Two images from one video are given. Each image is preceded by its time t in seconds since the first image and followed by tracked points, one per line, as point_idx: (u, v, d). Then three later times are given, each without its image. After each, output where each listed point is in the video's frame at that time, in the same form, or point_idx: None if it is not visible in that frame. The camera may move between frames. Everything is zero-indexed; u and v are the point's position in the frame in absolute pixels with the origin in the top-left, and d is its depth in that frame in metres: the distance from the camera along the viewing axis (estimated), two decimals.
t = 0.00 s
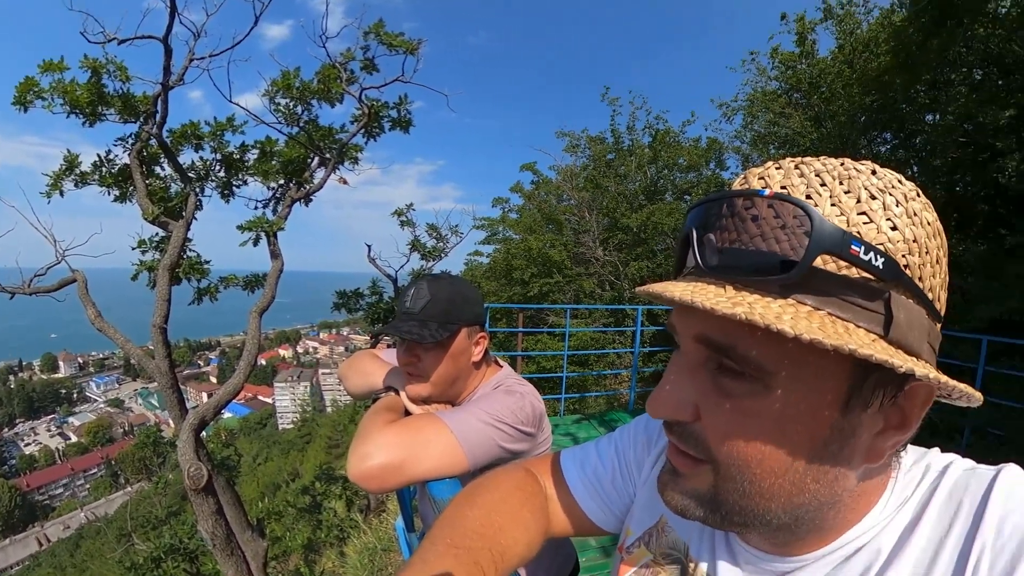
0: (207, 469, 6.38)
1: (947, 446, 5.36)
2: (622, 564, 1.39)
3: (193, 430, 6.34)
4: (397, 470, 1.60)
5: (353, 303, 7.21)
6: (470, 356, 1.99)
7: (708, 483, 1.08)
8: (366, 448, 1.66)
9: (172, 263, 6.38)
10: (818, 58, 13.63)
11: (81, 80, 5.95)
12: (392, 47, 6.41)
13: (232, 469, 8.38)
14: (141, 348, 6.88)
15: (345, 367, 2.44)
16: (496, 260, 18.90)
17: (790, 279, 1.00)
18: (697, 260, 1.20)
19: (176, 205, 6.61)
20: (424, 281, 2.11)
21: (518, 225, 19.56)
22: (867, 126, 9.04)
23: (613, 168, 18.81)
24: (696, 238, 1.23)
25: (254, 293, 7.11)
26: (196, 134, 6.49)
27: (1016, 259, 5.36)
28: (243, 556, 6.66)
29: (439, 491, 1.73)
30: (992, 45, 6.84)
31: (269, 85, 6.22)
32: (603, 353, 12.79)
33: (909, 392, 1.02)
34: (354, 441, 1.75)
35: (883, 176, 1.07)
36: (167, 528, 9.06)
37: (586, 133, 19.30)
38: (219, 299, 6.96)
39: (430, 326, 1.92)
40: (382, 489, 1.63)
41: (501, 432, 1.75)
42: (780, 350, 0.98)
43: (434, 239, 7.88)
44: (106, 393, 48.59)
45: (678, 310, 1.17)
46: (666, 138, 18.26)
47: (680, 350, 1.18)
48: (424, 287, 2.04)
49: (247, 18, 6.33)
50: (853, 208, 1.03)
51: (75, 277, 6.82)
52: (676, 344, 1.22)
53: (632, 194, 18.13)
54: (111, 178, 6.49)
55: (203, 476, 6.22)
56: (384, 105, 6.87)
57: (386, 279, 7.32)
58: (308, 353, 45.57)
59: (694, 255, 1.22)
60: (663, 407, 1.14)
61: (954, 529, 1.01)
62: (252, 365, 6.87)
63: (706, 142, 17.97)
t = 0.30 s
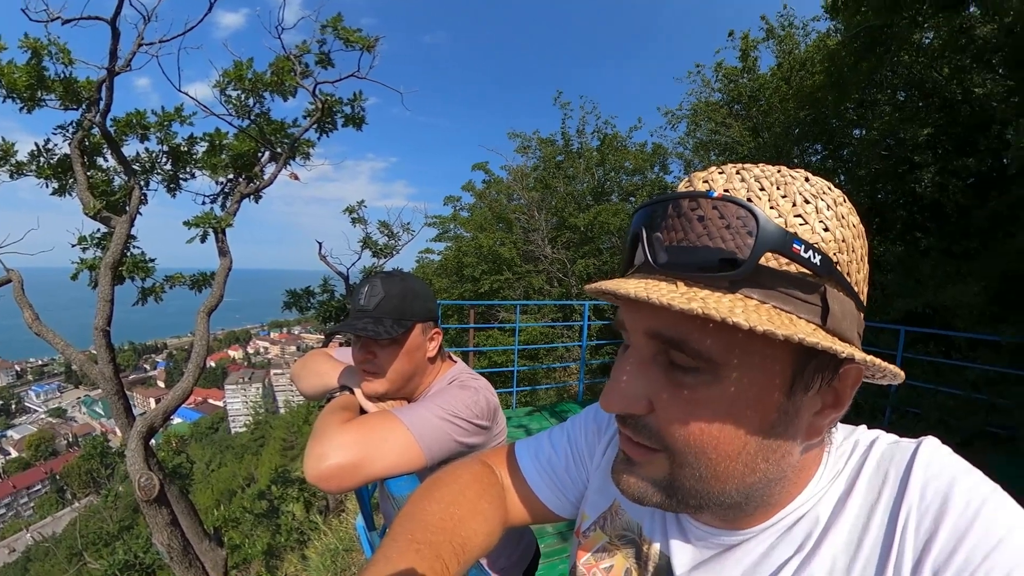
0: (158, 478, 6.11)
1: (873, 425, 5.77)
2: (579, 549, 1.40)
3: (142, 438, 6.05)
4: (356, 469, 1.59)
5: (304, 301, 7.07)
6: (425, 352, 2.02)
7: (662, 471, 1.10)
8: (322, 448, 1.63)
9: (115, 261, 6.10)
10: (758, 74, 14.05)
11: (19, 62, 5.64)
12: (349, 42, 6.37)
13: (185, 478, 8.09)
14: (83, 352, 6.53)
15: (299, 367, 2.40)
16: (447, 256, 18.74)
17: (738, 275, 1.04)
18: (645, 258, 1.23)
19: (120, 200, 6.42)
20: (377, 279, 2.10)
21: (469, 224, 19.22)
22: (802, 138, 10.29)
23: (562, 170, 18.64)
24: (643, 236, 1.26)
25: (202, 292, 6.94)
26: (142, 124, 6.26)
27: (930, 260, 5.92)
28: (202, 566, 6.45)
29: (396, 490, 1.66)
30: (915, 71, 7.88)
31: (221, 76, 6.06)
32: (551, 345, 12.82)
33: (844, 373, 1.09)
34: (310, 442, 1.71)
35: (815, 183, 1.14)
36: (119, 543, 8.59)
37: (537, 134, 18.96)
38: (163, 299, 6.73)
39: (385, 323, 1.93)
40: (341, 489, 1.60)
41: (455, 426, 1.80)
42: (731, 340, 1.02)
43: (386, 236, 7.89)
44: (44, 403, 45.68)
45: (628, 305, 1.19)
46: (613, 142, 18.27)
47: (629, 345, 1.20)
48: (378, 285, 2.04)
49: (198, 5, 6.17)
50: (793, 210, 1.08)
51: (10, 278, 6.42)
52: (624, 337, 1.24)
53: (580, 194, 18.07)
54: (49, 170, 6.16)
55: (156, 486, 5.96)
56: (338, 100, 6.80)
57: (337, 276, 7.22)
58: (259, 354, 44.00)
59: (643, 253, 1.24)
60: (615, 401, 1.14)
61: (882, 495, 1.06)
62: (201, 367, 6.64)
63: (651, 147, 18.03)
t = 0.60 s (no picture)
0: (118, 490, 5.86)
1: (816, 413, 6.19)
2: (547, 540, 1.41)
3: (99, 448, 5.80)
4: (319, 470, 1.58)
5: (265, 300, 6.93)
6: (388, 352, 2.02)
7: (631, 462, 1.11)
8: (284, 451, 1.61)
9: (65, 261, 5.85)
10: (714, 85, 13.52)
11: None
12: (314, 37, 6.34)
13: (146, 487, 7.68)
14: (32, 358, 6.22)
15: (258, 368, 2.35)
16: (409, 255, 18.49)
17: (704, 270, 1.07)
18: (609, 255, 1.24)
19: (71, 194, 6.17)
20: (340, 279, 2.09)
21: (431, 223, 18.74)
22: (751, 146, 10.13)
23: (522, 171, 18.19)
24: (606, 233, 1.27)
25: (158, 292, 6.71)
26: (97, 114, 6.07)
27: (867, 261, 6.58)
28: None
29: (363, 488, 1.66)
30: (857, 87, 8.44)
31: (181, 66, 5.92)
32: (510, 340, 12.67)
33: (797, 358, 1.14)
34: (271, 446, 1.68)
35: (767, 188, 1.20)
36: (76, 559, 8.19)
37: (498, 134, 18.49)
38: (119, 299, 6.56)
39: (348, 324, 1.92)
40: (305, 491, 1.59)
41: (418, 422, 1.81)
42: (696, 330, 1.05)
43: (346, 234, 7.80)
44: None
45: (592, 299, 1.19)
46: (573, 144, 17.91)
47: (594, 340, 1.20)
48: (341, 286, 2.02)
49: None
50: (749, 208, 1.13)
51: None
52: (589, 331, 1.24)
53: (540, 195, 17.70)
54: None
55: (116, 498, 5.71)
56: (300, 95, 6.73)
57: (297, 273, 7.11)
58: (218, 356, 42.45)
59: (607, 249, 1.25)
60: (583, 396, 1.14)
61: (829, 474, 1.10)
62: (159, 372, 6.40)
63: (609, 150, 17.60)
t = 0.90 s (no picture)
0: (86, 501, 5.64)
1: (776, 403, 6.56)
2: (524, 535, 1.41)
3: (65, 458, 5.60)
4: (289, 472, 1.56)
5: (233, 300, 6.78)
6: (357, 351, 2.02)
7: (648, 445, 1.10)
8: (255, 454, 1.60)
9: (25, 261, 5.63)
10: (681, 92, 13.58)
11: None
12: (288, 31, 6.25)
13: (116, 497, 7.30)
14: None
15: (226, 372, 2.33)
16: (380, 253, 18.28)
17: (717, 256, 1.07)
18: (604, 247, 1.20)
19: (30, 189, 5.92)
20: (309, 277, 2.08)
21: (402, 220, 18.44)
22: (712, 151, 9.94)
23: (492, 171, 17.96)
24: (601, 224, 1.23)
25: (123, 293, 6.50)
26: (60, 105, 5.88)
27: (822, 260, 6.90)
28: None
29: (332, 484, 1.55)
30: (816, 98, 8.39)
31: (148, 57, 5.78)
32: (479, 336, 12.52)
33: (773, 339, 1.25)
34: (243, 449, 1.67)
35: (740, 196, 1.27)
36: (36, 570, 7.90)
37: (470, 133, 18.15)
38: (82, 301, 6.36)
39: (314, 323, 1.91)
40: (285, 488, 1.59)
41: (387, 421, 1.82)
42: (711, 309, 1.09)
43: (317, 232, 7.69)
44: None
45: (601, 288, 1.16)
46: (543, 145, 17.67)
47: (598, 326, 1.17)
48: (308, 284, 2.02)
49: None
50: (738, 206, 1.18)
51: None
52: (589, 323, 1.21)
53: (509, 195, 17.41)
54: None
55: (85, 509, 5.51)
56: (271, 91, 6.63)
57: (267, 273, 7.02)
58: (187, 357, 41.33)
59: (612, 234, 1.19)
60: (602, 382, 1.09)
61: (793, 462, 1.12)
62: (125, 377, 6.21)
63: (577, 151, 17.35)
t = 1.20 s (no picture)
0: (61, 510, 5.51)
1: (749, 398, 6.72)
2: (504, 537, 1.40)
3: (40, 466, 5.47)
4: (268, 475, 1.55)
5: (210, 301, 6.68)
6: (332, 353, 2.01)
7: (640, 448, 1.11)
8: (233, 456, 1.58)
9: None
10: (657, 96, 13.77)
11: None
12: (268, 27, 6.20)
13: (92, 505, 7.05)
14: None
15: (199, 375, 2.30)
16: (357, 252, 18.08)
17: (707, 259, 1.09)
18: (592, 246, 1.18)
19: None
20: (283, 279, 2.07)
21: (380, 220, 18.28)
22: (687, 154, 10.16)
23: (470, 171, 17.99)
24: (586, 225, 1.22)
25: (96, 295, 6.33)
26: (30, 98, 5.73)
27: (794, 260, 7.08)
28: None
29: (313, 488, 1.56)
30: (785, 105, 8.38)
31: (124, 50, 5.66)
32: (457, 334, 12.46)
33: (749, 340, 1.27)
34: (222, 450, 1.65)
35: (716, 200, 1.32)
36: None
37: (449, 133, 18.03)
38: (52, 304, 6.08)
39: (288, 326, 1.90)
40: (262, 492, 1.57)
41: (364, 422, 1.82)
42: (702, 312, 1.10)
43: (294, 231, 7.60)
44: None
45: (591, 289, 1.16)
46: (521, 146, 17.78)
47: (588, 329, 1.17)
48: (283, 286, 2.02)
49: None
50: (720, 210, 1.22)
51: None
52: (574, 325, 1.20)
53: (487, 194, 17.46)
54: None
55: (60, 520, 5.39)
56: (250, 87, 6.55)
57: (243, 272, 6.93)
58: (162, 359, 40.34)
59: (602, 234, 1.18)
60: (596, 388, 1.09)
61: (766, 457, 1.14)
62: (99, 381, 6.06)
63: (554, 151, 17.42)
